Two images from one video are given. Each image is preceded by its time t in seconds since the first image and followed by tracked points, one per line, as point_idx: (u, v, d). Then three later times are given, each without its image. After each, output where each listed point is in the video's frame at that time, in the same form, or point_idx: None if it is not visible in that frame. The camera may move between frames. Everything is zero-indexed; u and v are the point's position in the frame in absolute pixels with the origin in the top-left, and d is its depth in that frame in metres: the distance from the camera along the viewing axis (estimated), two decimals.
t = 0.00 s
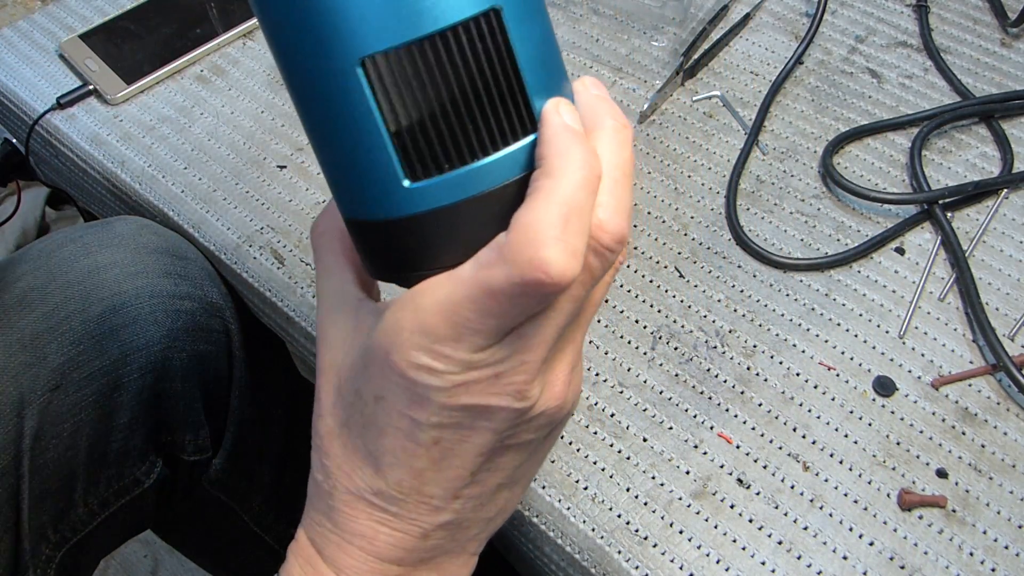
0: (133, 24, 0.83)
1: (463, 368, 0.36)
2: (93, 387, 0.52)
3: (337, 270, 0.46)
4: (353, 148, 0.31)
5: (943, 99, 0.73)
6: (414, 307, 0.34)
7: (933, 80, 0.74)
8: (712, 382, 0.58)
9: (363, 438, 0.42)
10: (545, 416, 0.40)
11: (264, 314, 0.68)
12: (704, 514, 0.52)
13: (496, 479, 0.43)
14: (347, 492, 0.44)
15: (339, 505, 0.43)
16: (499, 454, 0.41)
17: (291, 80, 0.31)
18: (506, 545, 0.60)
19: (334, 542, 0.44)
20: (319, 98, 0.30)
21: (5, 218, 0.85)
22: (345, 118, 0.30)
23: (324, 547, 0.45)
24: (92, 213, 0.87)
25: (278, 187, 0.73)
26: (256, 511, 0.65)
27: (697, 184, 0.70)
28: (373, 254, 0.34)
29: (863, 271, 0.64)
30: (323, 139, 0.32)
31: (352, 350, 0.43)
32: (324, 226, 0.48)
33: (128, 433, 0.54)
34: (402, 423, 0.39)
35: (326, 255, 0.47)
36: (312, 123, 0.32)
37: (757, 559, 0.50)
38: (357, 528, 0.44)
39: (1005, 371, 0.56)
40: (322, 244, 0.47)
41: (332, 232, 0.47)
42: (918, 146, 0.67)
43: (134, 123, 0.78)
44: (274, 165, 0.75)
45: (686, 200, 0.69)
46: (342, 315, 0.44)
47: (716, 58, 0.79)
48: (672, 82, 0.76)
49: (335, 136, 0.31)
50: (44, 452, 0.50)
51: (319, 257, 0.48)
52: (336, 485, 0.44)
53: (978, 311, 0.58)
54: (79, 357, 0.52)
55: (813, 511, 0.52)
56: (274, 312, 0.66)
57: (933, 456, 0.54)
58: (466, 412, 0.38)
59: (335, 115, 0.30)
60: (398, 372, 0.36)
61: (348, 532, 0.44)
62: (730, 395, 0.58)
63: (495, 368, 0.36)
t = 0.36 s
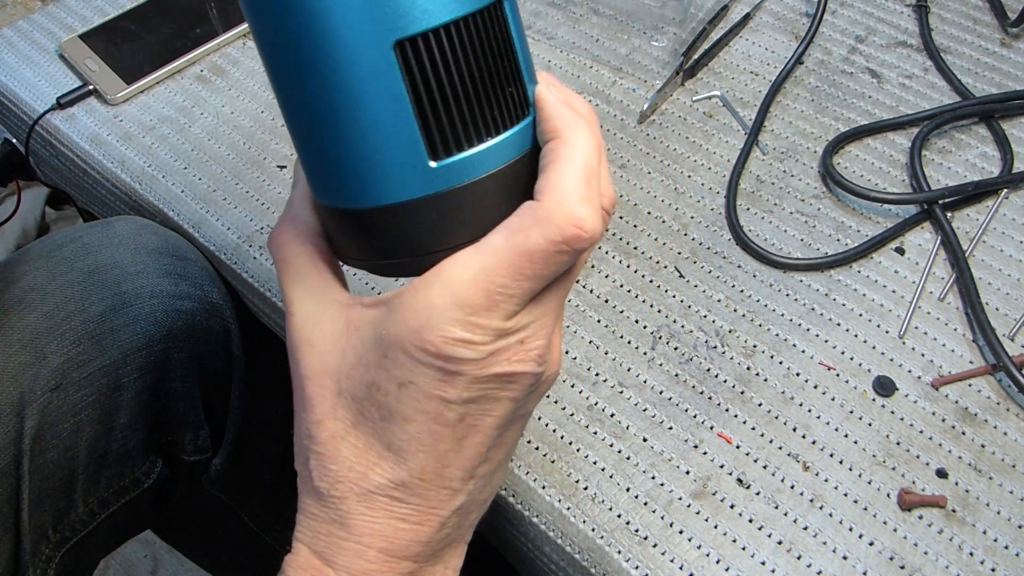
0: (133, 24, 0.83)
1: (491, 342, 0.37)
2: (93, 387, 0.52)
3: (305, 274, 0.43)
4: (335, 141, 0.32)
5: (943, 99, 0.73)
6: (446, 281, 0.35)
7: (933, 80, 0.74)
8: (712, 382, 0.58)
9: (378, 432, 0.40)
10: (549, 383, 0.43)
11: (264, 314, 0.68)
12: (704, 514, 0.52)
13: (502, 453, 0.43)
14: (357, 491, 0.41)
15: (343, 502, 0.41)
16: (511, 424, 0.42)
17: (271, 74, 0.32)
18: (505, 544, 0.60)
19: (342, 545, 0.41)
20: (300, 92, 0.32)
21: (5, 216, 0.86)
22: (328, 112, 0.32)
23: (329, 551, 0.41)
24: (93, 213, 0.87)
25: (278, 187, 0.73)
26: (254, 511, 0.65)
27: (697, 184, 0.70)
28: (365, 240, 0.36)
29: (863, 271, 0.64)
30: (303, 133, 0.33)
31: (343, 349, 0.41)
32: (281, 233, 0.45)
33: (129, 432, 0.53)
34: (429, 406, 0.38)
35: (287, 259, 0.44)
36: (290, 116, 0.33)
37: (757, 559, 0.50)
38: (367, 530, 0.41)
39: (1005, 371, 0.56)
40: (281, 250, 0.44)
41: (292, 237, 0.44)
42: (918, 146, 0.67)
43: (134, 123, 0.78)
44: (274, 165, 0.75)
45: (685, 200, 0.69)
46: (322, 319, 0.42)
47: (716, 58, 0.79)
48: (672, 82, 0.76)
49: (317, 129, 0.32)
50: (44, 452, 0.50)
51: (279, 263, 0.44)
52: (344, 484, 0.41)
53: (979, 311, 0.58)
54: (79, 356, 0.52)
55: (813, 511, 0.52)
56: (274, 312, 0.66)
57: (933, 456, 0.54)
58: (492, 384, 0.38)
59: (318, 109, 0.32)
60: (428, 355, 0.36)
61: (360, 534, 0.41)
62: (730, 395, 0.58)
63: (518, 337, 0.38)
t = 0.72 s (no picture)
0: (133, 25, 0.83)
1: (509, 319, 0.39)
2: (92, 387, 0.52)
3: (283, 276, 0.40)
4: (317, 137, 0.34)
5: (943, 99, 0.73)
6: (471, 270, 0.37)
7: (933, 80, 0.74)
8: (712, 382, 0.58)
9: (401, 428, 0.41)
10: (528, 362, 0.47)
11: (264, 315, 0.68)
12: (705, 514, 0.52)
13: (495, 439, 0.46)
14: (385, 498, 0.41)
15: (363, 512, 0.41)
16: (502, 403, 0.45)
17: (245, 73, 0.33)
18: (505, 544, 0.60)
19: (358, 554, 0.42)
20: (277, 92, 0.33)
21: (5, 216, 0.86)
22: (308, 110, 0.33)
23: (356, 565, 0.42)
24: (93, 213, 0.87)
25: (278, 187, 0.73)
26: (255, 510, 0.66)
27: (697, 184, 0.70)
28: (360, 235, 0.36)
29: (863, 271, 0.64)
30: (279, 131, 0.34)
31: (350, 354, 0.39)
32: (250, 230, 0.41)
33: (129, 433, 0.54)
34: (460, 396, 0.40)
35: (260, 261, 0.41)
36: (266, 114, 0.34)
37: (757, 559, 0.50)
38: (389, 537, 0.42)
39: (1005, 371, 0.56)
40: (250, 251, 0.41)
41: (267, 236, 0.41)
42: (918, 145, 0.67)
43: (134, 123, 0.78)
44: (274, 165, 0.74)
45: (686, 200, 0.69)
46: (308, 318, 0.40)
47: (716, 58, 0.79)
48: (672, 82, 0.76)
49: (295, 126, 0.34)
50: (43, 452, 0.49)
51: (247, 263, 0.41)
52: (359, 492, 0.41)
53: (978, 311, 0.58)
54: (79, 356, 0.52)
55: (813, 511, 0.52)
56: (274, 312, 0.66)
57: (933, 456, 0.54)
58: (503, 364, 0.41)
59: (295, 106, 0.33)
60: (461, 341, 0.38)
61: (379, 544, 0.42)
62: (730, 395, 0.58)
63: (526, 317, 0.41)
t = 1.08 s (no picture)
0: (133, 24, 0.83)
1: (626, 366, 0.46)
2: (92, 387, 0.52)
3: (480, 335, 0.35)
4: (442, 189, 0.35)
5: (943, 99, 0.73)
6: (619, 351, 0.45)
7: (933, 80, 0.74)
8: (712, 382, 0.58)
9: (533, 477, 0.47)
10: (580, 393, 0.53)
11: (264, 314, 0.68)
12: (704, 514, 0.52)
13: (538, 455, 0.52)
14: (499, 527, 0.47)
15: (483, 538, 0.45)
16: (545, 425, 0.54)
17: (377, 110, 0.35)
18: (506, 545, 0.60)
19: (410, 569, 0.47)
20: (421, 138, 0.34)
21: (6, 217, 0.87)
22: (450, 160, 0.34)
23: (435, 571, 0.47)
24: (92, 213, 0.88)
25: (278, 187, 0.73)
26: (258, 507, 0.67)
27: (697, 184, 0.70)
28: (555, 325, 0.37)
29: (863, 271, 0.64)
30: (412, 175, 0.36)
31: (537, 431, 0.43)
32: (511, 305, 0.32)
33: (129, 433, 0.54)
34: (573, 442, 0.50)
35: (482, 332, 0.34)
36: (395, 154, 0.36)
37: (756, 559, 0.50)
38: (445, 558, 0.47)
39: (1005, 371, 0.56)
40: (532, 349, 0.33)
41: (557, 329, 0.33)
42: (918, 146, 0.67)
43: (134, 123, 0.78)
44: (274, 165, 0.75)
45: (685, 200, 0.69)
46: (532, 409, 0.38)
47: (717, 58, 0.79)
48: (672, 82, 0.76)
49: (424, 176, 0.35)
50: (43, 452, 0.50)
51: (530, 355, 0.33)
52: (451, 530, 0.45)
53: (978, 311, 0.58)
54: (79, 357, 0.52)
55: (813, 511, 0.52)
56: (274, 312, 0.66)
57: (933, 456, 0.54)
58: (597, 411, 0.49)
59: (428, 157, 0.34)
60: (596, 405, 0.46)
61: (439, 560, 0.47)
62: (730, 395, 0.58)
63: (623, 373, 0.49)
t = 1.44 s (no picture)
0: (133, 25, 0.84)
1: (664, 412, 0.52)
2: (92, 387, 0.52)
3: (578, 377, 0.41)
4: (509, 254, 0.38)
5: (943, 99, 0.73)
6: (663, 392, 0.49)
7: (933, 80, 0.74)
8: (712, 382, 0.59)
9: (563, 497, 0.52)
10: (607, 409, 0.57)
11: (264, 314, 0.68)
12: (705, 514, 0.52)
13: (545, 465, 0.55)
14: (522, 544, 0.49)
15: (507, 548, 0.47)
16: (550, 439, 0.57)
17: (444, 182, 0.38)
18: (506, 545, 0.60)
19: (427, 572, 0.47)
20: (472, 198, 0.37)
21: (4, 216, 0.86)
22: (498, 224, 0.37)
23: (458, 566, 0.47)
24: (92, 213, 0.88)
25: (278, 187, 0.73)
26: (257, 512, 0.62)
27: (697, 184, 0.70)
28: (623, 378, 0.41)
29: (863, 271, 0.64)
30: (478, 238, 0.39)
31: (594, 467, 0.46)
32: (632, 350, 0.39)
33: (130, 433, 0.54)
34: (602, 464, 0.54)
35: (594, 369, 0.40)
36: (462, 221, 0.39)
37: (757, 559, 0.50)
38: (465, 564, 0.47)
39: (1005, 371, 0.56)
40: (639, 392, 0.40)
41: (656, 381, 0.40)
42: (918, 146, 0.67)
43: (134, 123, 0.78)
44: (274, 165, 0.75)
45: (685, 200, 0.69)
46: (595, 456, 0.43)
47: (717, 58, 0.79)
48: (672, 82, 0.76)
49: (491, 241, 0.38)
50: (44, 452, 0.50)
51: (630, 400, 0.40)
52: (478, 544, 0.46)
53: (978, 311, 0.58)
54: (79, 357, 0.52)
55: (813, 511, 0.52)
56: (274, 312, 0.66)
57: (933, 456, 0.54)
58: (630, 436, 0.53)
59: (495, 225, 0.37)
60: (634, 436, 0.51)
61: (457, 566, 0.47)
62: (730, 395, 0.58)
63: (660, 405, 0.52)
